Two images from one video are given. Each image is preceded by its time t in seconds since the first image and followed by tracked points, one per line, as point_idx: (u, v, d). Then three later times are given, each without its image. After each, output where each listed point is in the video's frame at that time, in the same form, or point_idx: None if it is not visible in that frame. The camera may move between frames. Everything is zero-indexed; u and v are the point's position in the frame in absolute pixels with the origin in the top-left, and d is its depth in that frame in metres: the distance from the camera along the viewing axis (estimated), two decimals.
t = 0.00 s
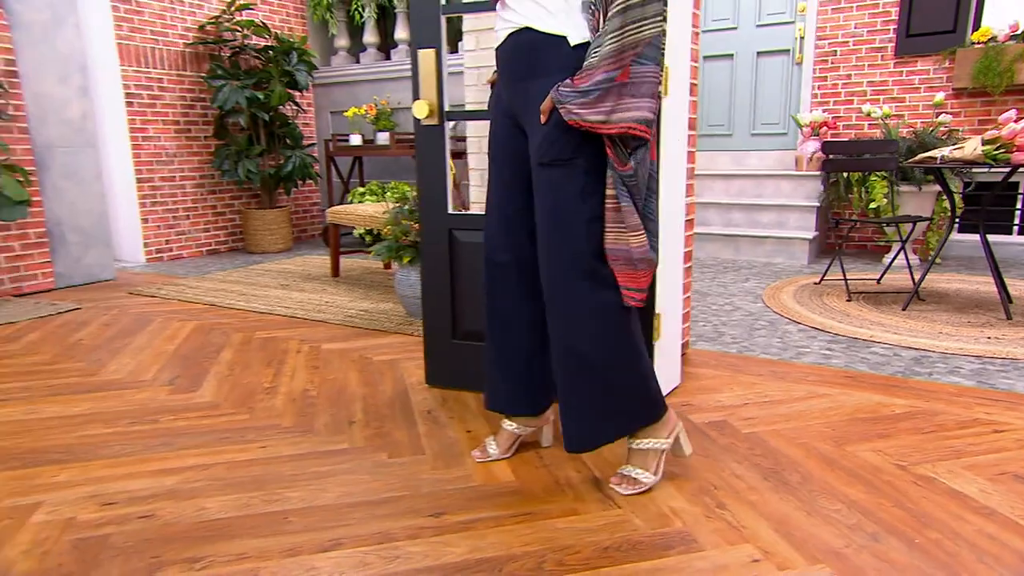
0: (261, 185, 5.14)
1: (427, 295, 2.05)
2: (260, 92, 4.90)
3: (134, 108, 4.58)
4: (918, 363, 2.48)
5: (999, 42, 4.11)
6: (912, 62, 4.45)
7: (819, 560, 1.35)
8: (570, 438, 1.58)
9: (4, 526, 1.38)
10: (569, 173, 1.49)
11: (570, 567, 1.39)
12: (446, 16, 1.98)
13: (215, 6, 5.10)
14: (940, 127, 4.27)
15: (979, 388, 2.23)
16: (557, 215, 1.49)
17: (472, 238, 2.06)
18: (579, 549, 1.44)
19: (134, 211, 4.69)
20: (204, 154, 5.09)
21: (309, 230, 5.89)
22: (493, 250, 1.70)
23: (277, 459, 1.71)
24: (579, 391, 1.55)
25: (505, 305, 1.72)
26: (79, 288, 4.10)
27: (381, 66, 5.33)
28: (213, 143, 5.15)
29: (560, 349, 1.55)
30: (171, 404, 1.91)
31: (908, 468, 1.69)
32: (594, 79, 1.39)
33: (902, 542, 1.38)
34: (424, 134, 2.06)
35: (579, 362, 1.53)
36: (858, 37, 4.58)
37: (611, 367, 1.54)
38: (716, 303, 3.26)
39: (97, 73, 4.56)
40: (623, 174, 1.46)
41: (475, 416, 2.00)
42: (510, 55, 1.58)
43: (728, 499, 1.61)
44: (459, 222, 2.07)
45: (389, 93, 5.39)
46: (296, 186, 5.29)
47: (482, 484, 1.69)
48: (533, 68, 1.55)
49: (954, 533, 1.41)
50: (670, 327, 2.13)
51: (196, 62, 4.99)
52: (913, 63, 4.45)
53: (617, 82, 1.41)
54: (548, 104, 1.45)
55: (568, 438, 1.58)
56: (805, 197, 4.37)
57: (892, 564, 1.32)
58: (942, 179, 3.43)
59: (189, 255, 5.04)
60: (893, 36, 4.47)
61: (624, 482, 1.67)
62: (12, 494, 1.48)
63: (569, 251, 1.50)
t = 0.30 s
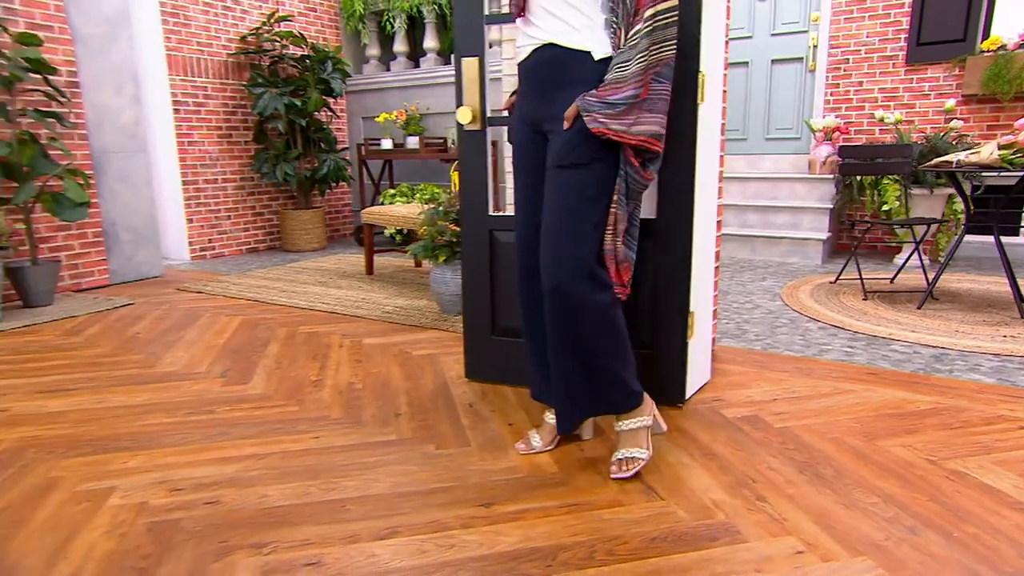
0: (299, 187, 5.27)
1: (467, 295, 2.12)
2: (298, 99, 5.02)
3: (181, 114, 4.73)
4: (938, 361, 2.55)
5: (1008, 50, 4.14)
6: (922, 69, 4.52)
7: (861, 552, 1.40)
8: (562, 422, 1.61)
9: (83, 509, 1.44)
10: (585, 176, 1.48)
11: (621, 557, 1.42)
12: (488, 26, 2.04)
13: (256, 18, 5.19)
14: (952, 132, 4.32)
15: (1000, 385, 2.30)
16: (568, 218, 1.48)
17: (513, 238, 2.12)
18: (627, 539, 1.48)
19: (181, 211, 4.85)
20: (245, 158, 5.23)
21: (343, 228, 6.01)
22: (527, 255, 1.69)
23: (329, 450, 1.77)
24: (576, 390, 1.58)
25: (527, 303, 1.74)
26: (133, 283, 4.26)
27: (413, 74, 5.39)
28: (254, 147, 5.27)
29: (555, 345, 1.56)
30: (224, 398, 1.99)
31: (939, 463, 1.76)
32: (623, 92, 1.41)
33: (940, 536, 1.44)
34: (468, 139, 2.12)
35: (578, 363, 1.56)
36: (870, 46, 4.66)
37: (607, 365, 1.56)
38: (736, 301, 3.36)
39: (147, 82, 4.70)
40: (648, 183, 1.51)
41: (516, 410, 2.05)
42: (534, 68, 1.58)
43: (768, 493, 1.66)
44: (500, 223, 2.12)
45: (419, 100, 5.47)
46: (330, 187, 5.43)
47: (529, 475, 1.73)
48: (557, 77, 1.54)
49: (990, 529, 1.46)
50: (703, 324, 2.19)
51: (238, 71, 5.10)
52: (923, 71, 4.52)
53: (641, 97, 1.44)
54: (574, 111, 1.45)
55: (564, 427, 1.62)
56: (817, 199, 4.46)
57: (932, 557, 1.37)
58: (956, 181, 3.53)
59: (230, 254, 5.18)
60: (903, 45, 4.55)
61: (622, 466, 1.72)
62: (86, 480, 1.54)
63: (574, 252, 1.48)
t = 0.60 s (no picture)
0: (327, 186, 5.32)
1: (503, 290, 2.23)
2: (328, 102, 5.07)
3: (218, 116, 4.78)
4: (961, 357, 2.58)
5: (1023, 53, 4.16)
6: (936, 72, 4.53)
7: (904, 545, 1.42)
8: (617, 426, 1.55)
9: (145, 494, 1.57)
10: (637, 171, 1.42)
11: (667, 547, 1.45)
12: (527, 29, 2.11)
13: (289, 23, 5.23)
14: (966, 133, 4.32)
15: None
16: (627, 215, 1.44)
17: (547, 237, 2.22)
18: (671, 531, 1.50)
19: (216, 211, 4.89)
20: (277, 158, 5.27)
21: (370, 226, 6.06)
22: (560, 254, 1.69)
23: (374, 440, 1.88)
24: (649, 393, 1.51)
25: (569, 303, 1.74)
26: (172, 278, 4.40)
27: (436, 76, 5.49)
28: (285, 148, 5.31)
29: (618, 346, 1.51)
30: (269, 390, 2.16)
31: (971, 458, 1.79)
32: (666, 90, 1.34)
33: (982, 531, 1.45)
34: (504, 140, 2.20)
35: (650, 364, 1.49)
36: (884, 49, 4.68)
37: (672, 364, 1.49)
38: (757, 299, 3.43)
39: (184, 86, 4.75)
40: (695, 174, 1.43)
41: (552, 403, 2.14)
42: (571, 68, 1.54)
43: (806, 486, 1.68)
44: (535, 221, 2.22)
45: (444, 102, 5.52)
46: (358, 187, 5.47)
47: (570, 466, 1.77)
48: (591, 77, 1.50)
49: None
50: (735, 320, 2.24)
51: (271, 75, 5.15)
52: (937, 74, 4.53)
53: (683, 94, 1.36)
54: (619, 107, 1.39)
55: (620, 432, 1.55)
56: (832, 198, 4.52)
57: (973, 550, 1.39)
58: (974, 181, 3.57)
59: (262, 250, 5.24)
60: (917, 48, 4.56)
61: (658, 491, 1.62)
62: (146, 466, 1.69)
63: (637, 250, 1.44)
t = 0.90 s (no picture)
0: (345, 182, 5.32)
1: (532, 285, 2.31)
2: (347, 99, 5.07)
3: (239, 114, 4.79)
4: (982, 353, 2.59)
5: None
6: (950, 70, 4.52)
7: (943, 542, 1.42)
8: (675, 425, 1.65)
9: (186, 484, 1.68)
10: (685, 173, 1.49)
11: (706, 541, 1.45)
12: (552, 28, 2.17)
13: (308, 22, 5.21)
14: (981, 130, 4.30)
15: None
16: (676, 215, 1.52)
17: (574, 233, 2.29)
18: (709, 525, 1.51)
19: (238, 208, 4.90)
20: (296, 155, 5.27)
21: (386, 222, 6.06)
22: (597, 250, 1.80)
23: (406, 434, 1.97)
24: (694, 383, 1.61)
25: (608, 296, 1.84)
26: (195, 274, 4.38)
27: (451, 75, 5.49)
28: (304, 145, 5.32)
29: (670, 341, 1.60)
30: (298, 380, 2.39)
31: (1002, 454, 1.80)
32: (710, 85, 1.38)
33: (1020, 527, 1.46)
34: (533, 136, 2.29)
35: (698, 356, 1.58)
36: (897, 47, 4.67)
37: (723, 355, 1.58)
38: (774, 295, 3.44)
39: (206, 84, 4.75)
40: (734, 174, 1.49)
41: (579, 398, 2.20)
42: (614, 64, 1.61)
43: (839, 481, 1.68)
44: (560, 218, 2.31)
45: (460, 99, 5.53)
46: (376, 183, 5.46)
47: (603, 461, 1.79)
48: (634, 73, 1.57)
49: None
50: (761, 316, 2.26)
51: (291, 73, 5.15)
52: (951, 71, 4.52)
53: (732, 86, 1.38)
54: (667, 109, 1.45)
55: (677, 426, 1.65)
56: (845, 195, 4.52)
57: (1012, 546, 1.40)
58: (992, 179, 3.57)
59: (282, 246, 5.23)
60: (932, 46, 4.55)
61: (693, 487, 1.63)
62: (185, 458, 1.81)
63: (687, 249, 1.53)
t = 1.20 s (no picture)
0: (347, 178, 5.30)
1: (545, 280, 2.32)
2: (350, 95, 5.04)
3: (241, 110, 4.76)
4: (989, 348, 2.60)
5: None
6: (952, 66, 4.54)
7: (966, 536, 1.43)
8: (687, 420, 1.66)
9: (204, 482, 1.67)
10: (716, 166, 1.51)
11: (730, 537, 1.45)
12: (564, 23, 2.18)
13: (310, 18, 5.17)
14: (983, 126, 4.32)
15: None
16: (705, 207, 1.53)
17: (587, 228, 2.31)
18: (731, 520, 1.51)
19: (241, 206, 4.87)
20: (298, 151, 5.24)
21: (386, 218, 6.03)
22: (617, 245, 1.82)
23: (421, 430, 1.96)
24: (715, 377, 1.61)
25: (627, 291, 1.84)
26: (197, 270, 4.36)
27: (453, 70, 5.46)
28: (306, 141, 5.29)
29: (693, 335, 1.61)
30: (310, 376, 2.38)
31: (1017, 448, 1.81)
32: (745, 82, 1.40)
33: None
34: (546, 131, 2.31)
35: (720, 350, 1.59)
36: (899, 43, 4.68)
37: (744, 351, 1.58)
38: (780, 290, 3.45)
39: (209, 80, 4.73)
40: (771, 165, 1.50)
41: (593, 394, 2.21)
42: (644, 57, 1.63)
43: (858, 476, 1.68)
44: (575, 214, 2.32)
45: (462, 95, 5.51)
46: (377, 179, 5.45)
47: (621, 457, 1.79)
48: (665, 67, 1.59)
49: None
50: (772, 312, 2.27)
51: (293, 69, 5.12)
52: (953, 68, 4.53)
53: (764, 83, 1.41)
54: (705, 104, 1.46)
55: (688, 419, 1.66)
56: (846, 191, 4.49)
57: None
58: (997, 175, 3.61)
59: (284, 242, 5.20)
60: (933, 42, 4.56)
61: (714, 482, 1.64)
62: (200, 455, 1.81)
63: (715, 242, 1.54)
